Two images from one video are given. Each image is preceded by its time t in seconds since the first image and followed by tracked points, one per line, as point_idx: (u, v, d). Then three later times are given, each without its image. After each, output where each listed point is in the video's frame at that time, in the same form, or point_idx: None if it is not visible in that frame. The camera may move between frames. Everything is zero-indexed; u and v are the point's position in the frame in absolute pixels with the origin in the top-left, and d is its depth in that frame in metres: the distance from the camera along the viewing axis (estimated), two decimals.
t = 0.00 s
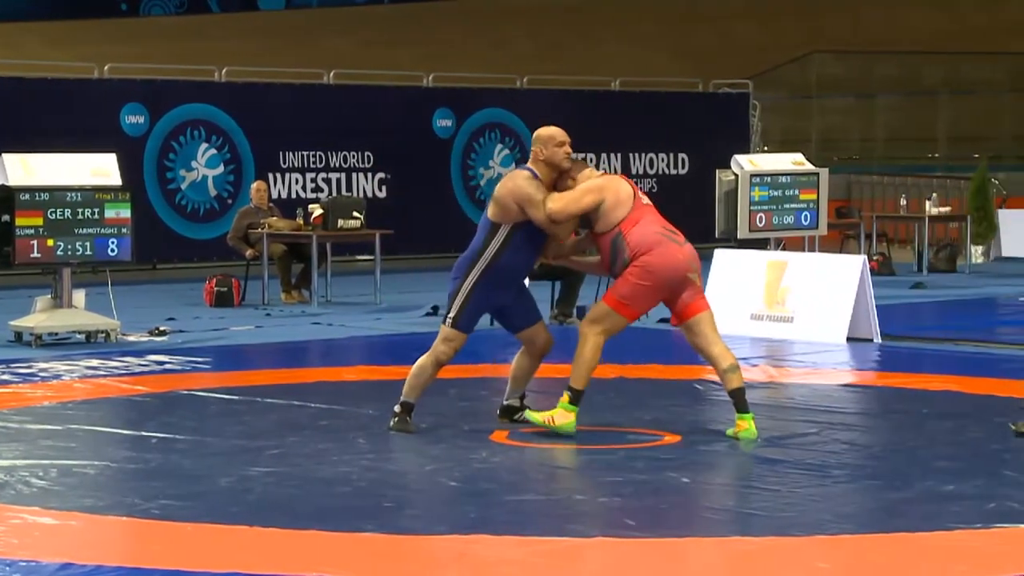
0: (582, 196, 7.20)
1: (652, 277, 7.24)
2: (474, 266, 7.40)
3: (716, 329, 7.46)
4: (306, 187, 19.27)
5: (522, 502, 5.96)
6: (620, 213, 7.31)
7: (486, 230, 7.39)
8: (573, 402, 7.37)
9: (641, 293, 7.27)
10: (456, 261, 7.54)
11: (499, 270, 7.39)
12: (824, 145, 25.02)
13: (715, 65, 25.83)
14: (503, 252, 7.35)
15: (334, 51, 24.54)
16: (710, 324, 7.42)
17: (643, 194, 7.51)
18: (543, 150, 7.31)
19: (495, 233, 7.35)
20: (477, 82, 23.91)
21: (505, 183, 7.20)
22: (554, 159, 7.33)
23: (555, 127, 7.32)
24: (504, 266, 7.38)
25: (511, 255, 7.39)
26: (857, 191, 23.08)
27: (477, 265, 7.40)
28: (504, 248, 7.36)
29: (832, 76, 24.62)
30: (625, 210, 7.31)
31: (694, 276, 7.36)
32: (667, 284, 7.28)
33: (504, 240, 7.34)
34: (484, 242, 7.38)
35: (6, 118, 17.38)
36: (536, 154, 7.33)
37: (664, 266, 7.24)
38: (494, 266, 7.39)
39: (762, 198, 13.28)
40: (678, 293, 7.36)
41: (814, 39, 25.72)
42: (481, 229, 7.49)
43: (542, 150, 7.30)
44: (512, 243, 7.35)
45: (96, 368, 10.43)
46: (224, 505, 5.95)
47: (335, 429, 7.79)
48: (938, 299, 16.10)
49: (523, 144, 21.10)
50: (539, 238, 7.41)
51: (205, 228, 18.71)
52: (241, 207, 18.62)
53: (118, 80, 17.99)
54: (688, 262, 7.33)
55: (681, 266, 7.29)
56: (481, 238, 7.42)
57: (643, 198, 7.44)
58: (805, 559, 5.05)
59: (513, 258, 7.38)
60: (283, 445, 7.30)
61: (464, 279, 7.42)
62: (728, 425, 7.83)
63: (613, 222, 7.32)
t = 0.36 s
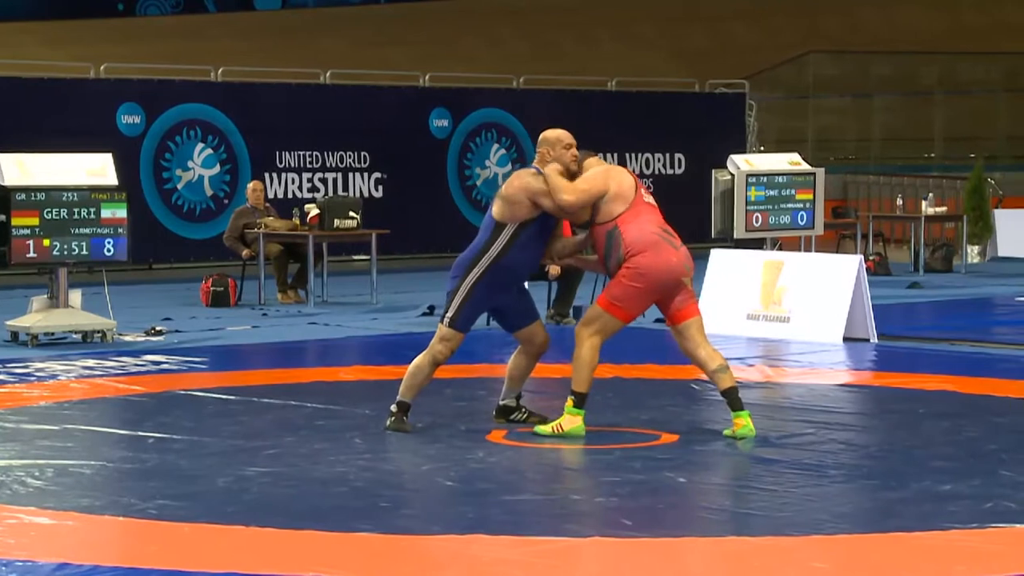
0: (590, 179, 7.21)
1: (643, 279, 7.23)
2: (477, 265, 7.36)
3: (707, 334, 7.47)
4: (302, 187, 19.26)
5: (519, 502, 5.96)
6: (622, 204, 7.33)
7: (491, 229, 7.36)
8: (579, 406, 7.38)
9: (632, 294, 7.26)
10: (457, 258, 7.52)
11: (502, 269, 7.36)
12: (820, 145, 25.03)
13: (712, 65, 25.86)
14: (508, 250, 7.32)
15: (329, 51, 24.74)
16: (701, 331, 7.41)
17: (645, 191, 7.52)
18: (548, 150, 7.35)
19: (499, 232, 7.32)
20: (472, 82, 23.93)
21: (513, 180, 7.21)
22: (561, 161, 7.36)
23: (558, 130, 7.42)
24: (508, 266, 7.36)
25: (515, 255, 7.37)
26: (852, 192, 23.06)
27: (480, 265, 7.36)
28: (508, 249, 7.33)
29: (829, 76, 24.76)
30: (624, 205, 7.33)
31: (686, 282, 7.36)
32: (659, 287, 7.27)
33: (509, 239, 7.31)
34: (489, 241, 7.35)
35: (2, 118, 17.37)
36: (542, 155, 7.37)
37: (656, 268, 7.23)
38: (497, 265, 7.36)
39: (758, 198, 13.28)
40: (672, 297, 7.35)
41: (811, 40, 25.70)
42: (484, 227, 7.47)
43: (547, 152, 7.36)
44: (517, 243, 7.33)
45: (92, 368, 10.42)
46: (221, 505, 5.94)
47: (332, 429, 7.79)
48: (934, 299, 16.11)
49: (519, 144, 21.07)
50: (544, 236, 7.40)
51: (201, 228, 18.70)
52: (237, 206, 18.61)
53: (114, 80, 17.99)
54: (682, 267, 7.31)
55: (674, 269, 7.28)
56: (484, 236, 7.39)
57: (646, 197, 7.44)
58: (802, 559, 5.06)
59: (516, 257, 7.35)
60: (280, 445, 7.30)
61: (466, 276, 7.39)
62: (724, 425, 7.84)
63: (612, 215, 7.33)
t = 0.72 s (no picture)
0: (593, 212, 7.15)
1: (623, 282, 7.25)
2: (487, 270, 7.37)
3: (701, 333, 7.43)
4: (302, 187, 19.26)
5: (518, 502, 5.96)
6: (613, 209, 7.27)
7: (502, 235, 7.37)
8: (574, 408, 7.33)
9: (615, 297, 7.27)
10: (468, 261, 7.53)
11: (511, 275, 7.37)
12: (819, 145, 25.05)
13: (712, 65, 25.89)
14: (518, 258, 7.33)
15: (327, 51, 24.80)
16: (697, 329, 7.40)
17: (647, 191, 7.43)
18: (563, 157, 7.26)
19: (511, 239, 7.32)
20: (472, 82, 23.93)
21: (530, 193, 7.17)
22: (576, 168, 7.28)
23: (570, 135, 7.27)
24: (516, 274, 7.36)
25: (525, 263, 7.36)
26: (852, 191, 23.08)
27: (490, 270, 7.37)
28: (519, 256, 7.34)
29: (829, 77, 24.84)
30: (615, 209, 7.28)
31: (673, 284, 7.33)
32: (641, 290, 7.27)
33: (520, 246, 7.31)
34: (499, 247, 7.35)
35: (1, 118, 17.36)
36: (556, 161, 7.28)
37: (637, 272, 7.23)
38: (507, 272, 7.36)
39: (758, 198, 13.29)
40: (659, 299, 7.34)
41: (811, 39, 25.64)
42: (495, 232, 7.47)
43: (562, 158, 7.26)
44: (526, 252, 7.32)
45: (92, 369, 10.42)
46: (221, 505, 5.94)
47: (331, 429, 7.79)
48: (934, 299, 16.11)
49: (519, 144, 21.06)
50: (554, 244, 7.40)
51: (200, 228, 18.70)
52: (237, 206, 18.60)
53: (113, 80, 17.98)
54: (666, 269, 7.28)
55: (657, 272, 7.26)
56: (495, 242, 7.39)
57: (642, 198, 7.36)
58: (801, 559, 5.06)
59: (527, 264, 7.36)
60: (279, 445, 7.30)
61: (475, 280, 7.41)
62: (723, 425, 7.84)
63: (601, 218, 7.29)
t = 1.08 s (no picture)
0: (593, 202, 7.12)
1: (622, 283, 7.27)
2: (497, 263, 7.36)
3: (700, 333, 7.42)
4: (297, 187, 19.26)
5: (513, 502, 5.97)
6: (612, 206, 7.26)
7: (509, 229, 7.37)
8: (575, 405, 7.31)
9: (614, 297, 7.29)
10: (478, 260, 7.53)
11: (522, 268, 7.34)
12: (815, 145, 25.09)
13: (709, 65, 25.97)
14: (525, 248, 7.31)
15: (323, 51, 24.80)
16: (695, 329, 7.39)
17: (648, 187, 7.42)
18: (565, 148, 7.32)
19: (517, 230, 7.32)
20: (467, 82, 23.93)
21: (528, 180, 7.20)
22: (579, 159, 7.32)
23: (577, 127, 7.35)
24: (527, 265, 7.33)
25: (535, 254, 7.34)
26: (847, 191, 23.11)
27: (498, 263, 7.36)
28: (526, 246, 7.32)
29: (823, 76, 24.82)
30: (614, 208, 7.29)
31: (673, 285, 7.34)
32: (640, 291, 7.29)
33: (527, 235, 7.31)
34: (506, 240, 7.36)
35: None
36: (559, 153, 7.34)
37: (636, 274, 7.25)
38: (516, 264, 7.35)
39: (753, 198, 13.29)
40: (658, 299, 7.36)
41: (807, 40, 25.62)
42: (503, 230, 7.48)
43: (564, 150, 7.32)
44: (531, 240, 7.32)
45: (86, 369, 10.41)
46: (215, 506, 5.94)
47: (326, 429, 7.79)
48: (928, 299, 16.13)
49: (514, 144, 21.06)
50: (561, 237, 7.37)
51: (195, 228, 18.68)
52: (231, 206, 18.59)
53: (108, 80, 17.97)
54: (666, 271, 7.29)
55: (656, 274, 7.27)
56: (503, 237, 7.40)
57: (643, 195, 7.36)
58: (795, 559, 5.06)
59: (535, 255, 7.33)
60: (275, 445, 7.30)
61: (487, 273, 7.39)
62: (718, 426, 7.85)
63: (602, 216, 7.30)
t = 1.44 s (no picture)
0: (586, 215, 7.11)
1: (636, 287, 7.15)
2: (514, 267, 7.40)
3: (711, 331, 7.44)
4: (292, 187, 19.25)
5: (508, 502, 5.96)
6: (606, 214, 7.20)
7: (518, 234, 7.41)
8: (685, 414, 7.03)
9: (634, 304, 7.17)
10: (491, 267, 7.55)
11: (539, 267, 7.39)
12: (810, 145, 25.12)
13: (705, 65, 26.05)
14: (538, 251, 7.35)
15: (318, 51, 24.79)
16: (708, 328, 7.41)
17: (647, 181, 7.29)
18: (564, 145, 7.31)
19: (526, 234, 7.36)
20: (462, 82, 23.93)
21: (526, 188, 7.19)
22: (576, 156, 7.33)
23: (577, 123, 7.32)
24: (544, 264, 7.38)
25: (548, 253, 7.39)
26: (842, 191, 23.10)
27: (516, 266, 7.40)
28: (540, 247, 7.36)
29: (818, 77, 24.67)
30: (609, 211, 7.20)
31: (685, 277, 7.20)
32: (654, 291, 7.15)
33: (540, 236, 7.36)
34: (518, 244, 7.39)
35: None
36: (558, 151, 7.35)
37: (643, 275, 7.12)
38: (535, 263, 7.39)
39: (748, 198, 13.28)
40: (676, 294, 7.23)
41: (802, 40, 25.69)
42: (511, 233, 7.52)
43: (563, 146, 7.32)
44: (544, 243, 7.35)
45: (81, 369, 10.39)
46: (210, 506, 5.94)
47: (322, 429, 7.78)
48: (923, 299, 16.14)
49: (509, 145, 21.06)
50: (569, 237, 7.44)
51: (191, 228, 18.68)
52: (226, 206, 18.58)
53: (103, 80, 17.94)
54: (671, 265, 7.14)
55: (662, 270, 7.13)
56: (513, 241, 7.44)
57: (639, 192, 7.23)
58: (790, 559, 5.07)
59: (551, 253, 7.37)
60: (270, 445, 7.29)
61: (508, 278, 7.41)
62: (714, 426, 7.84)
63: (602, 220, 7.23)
